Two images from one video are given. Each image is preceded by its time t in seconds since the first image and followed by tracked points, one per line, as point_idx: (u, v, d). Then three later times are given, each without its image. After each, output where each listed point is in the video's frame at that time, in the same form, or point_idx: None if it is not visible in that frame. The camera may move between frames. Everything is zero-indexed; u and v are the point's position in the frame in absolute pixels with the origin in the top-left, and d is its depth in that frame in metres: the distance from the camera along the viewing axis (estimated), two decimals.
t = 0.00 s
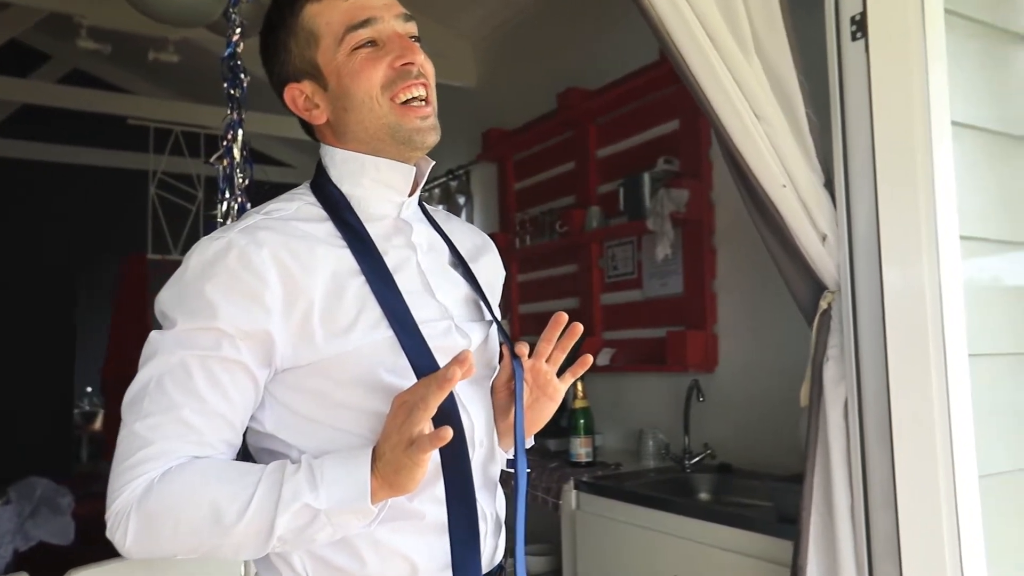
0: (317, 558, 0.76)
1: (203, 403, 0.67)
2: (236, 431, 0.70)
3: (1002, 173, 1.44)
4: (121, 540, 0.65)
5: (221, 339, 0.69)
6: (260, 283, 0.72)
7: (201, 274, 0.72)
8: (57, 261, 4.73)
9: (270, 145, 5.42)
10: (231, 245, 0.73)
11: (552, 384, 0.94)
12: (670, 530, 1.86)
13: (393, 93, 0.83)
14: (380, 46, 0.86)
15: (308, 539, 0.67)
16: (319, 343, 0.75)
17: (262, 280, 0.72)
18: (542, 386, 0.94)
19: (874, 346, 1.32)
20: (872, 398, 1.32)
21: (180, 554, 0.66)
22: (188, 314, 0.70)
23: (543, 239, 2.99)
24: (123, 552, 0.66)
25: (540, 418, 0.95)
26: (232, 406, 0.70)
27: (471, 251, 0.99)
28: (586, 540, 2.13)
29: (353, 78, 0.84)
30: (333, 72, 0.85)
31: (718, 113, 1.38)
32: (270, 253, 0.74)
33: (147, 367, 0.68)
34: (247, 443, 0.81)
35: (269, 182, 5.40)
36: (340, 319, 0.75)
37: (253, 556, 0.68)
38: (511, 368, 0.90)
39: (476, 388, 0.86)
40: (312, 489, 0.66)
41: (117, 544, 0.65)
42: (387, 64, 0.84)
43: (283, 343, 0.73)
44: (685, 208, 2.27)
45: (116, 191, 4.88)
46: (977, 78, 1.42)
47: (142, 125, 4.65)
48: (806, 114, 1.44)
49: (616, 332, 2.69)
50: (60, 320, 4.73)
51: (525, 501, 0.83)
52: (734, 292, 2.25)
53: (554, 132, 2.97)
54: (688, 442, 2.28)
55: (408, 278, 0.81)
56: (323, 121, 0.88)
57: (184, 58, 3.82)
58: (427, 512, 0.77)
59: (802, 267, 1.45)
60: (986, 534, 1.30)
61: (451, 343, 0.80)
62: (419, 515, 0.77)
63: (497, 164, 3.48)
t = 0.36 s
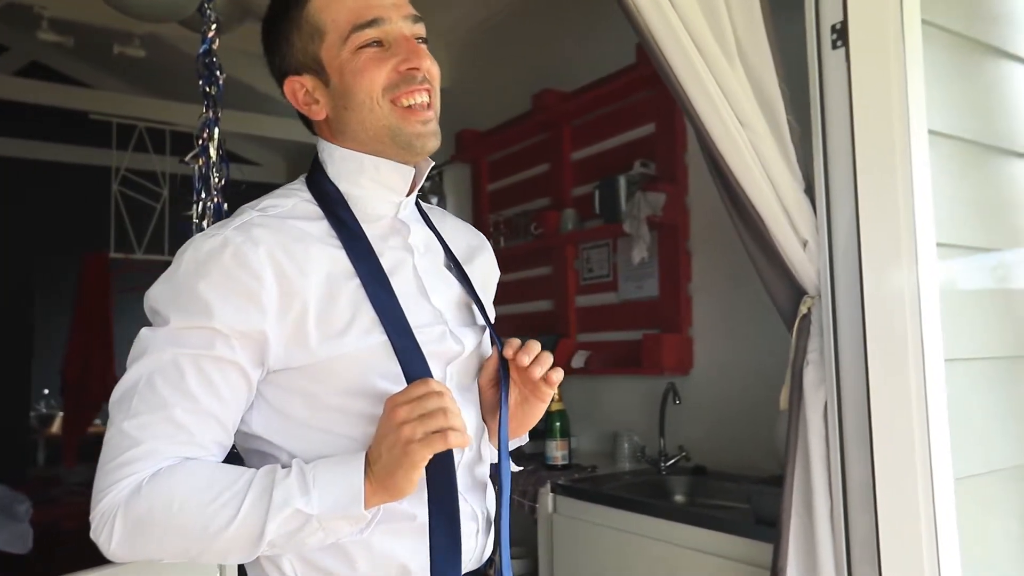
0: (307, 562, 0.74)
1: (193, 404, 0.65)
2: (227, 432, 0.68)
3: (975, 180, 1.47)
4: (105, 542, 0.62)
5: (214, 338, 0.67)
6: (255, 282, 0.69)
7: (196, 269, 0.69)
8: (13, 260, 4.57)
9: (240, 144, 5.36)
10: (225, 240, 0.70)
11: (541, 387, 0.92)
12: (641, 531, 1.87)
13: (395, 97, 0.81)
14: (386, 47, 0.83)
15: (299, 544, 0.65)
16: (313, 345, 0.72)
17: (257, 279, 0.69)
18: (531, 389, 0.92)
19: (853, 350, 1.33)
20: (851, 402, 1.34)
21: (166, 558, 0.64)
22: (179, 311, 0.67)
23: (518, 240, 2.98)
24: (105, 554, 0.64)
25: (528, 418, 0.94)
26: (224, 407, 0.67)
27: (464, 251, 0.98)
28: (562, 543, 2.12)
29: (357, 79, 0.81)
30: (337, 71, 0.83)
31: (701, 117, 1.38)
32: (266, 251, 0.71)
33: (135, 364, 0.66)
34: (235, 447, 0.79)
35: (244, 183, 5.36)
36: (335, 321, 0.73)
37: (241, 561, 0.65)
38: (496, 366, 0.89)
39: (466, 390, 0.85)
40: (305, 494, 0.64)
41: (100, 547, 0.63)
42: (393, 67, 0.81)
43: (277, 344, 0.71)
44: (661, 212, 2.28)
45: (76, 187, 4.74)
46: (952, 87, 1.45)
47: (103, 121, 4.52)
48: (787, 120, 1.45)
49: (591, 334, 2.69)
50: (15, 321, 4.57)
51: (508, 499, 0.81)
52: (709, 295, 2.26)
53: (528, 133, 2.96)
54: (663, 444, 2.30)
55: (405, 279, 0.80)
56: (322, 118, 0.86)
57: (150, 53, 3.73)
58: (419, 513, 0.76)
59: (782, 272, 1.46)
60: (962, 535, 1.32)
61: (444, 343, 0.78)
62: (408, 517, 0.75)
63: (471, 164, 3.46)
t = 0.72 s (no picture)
0: (329, 559, 0.81)
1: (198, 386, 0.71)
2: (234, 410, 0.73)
3: (971, 185, 1.48)
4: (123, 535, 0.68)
5: (228, 333, 0.75)
6: (271, 283, 0.79)
7: (217, 271, 0.79)
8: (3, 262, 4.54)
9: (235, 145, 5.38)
10: (248, 247, 0.81)
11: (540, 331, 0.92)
12: (635, 533, 1.89)
13: (404, 113, 0.88)
14: (400, 65, 0.90)
15: (296, 484, 0.68)
16: (330, 342, 0.83)
17: (274, 281, 0.79)
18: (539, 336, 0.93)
19: (850, 353, 1.34)
20: (847, 405, 1.35)
21: (181, 536, 0.68)
22: (200, 310, 0.76)
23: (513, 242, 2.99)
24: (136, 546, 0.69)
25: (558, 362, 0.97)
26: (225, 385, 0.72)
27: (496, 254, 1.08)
28: (559, 545, 2.12)
29: (369, 94, 0.89)
30: (355, 87, 0.91)
31: (700, 122, 1.39)
32: (283, 258, 0.82)
33: (156, 365, 0.74)
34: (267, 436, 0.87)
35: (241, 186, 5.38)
36: (349, 322, 0.83)
37: (254, 522, 0.68)
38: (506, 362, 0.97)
39: (485, 393, 0.93)
40: (283, 432, 0.68)
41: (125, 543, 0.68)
42: (403, 84, 0.88)
43: (297, 335, 0.81)
44: (656, 215, 2.29)
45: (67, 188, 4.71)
46: (947, 92, 1.46)
47: (94, 122, 4.50)
48: (784, 125, 1.46)
49: (587, 336, 2.69)
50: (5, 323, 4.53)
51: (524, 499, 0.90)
52: (704, 297, 2.27)
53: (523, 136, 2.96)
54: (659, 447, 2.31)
55: (419, 285, 0.87)
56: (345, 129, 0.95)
57: (142, 53, 3.71)
58: (435, 512, 0.84)
59: (779, 276, 1.47)
60: (957, 537, 1.34)
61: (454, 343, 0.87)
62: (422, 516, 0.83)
63: (466, 166, 3.46)
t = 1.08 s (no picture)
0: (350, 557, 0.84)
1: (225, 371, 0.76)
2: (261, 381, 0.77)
3: (969, 184, 1.48)
4: (189, 519, 0.71)
5: (252, 329, 0.80)
6: (287, 280, 0.85)
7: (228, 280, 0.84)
8: None
9: (232, 145, 5.37)
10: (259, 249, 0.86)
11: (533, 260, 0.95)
12: (633, 532, 1.88)
13: (414, 120, 0.91)
14: (411, 74, 0.93)
15: (333, 400, 0.72)
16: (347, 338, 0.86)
17: (290, 279, 0.85)
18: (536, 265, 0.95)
19: (850, 351, 1.34)
20: (847, 404, 1.35)
21: (240, 499, 0.70)
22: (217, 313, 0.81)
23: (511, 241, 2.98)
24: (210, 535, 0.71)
25: (569, 294, 0.98)
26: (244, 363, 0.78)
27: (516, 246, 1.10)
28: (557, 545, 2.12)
29: (380, 102, 0.92)
30: (367, 92, 0.94)
31: (700, 121, 1.39)
32: (298, 257, 0.87)
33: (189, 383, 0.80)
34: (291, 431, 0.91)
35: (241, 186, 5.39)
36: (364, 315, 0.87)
37: (308, 456, 0.71)
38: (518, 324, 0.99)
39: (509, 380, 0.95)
40: (304, 356, 0.72)
41: (194, 527, 0.71)
42: (413, 93, 0.91)
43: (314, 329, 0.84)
44: (654, 214, 2.28)
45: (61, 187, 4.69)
46: (945, 92, 1.47)
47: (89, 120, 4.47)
48: (784, 123, 1.46)
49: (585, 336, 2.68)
50: None
51: (547, 490, 0.93)
52: (703, 296, 2.27)
53: (521, 136, 2.96)
54: (657, 446, 2.31)
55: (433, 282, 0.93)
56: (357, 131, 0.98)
57: (138, 52, 3.69)
58: (456, 511, 0.87)
59: (778, 274, 1.47)
60: (956, 535, 1.34)
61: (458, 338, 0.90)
62: (444, 512, 0.86)
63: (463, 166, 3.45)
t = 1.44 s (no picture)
0: (361, 557, 0.87)
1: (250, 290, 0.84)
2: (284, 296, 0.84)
3: (964, 187, 1.49)
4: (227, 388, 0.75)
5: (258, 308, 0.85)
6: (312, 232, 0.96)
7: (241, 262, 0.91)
8: None
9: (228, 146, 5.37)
10: (270, 236, 0.93)
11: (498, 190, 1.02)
12: (629, 534, 1.89)
13: (434, 117, 0.93)
14: (432, 71, 0.96)
15: (354, 244, 0.82)
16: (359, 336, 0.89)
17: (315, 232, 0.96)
18: (504, 193, 1.02)
19: (848, 353, 1.35)
20: (844, 406, 1.36)
21: (275, 347, 0.76)
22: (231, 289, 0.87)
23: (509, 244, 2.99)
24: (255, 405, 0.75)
25: (544, 206, 1.03)
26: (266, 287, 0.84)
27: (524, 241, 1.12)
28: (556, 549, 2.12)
29: (402, 98, 0.95)
30: (388, 90, 0.97)
31: (699, 123, 1.39)
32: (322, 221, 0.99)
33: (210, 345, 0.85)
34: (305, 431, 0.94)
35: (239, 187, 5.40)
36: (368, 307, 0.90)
37: (338, 299, 0.79)
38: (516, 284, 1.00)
39: (519, 380, 0.95)
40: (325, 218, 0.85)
41: (231, 396, 0.75)
42: (435, 89, 0.94)
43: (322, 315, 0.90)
44: (652, 216, 2.29)
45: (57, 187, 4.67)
46: (941, 96, 1.48)
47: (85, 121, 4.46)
48: (782, 127, 1.47)
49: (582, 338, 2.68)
50: None
51: (555, 488, 0.94)
52: (701, 298, 2.27)
53: (518, 137, 2.96)
54: (654, 447, 2.31)
55: (443, 277, 0.95)
56: (375, 129, 1.01)
57: (134, 53, 3.69)
58: (463, 513, 0.88)
59: (775, 277, 1.48)
60: (952, 535, 1.35)
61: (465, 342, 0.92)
62: (453, 512, 0.88)
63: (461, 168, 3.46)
